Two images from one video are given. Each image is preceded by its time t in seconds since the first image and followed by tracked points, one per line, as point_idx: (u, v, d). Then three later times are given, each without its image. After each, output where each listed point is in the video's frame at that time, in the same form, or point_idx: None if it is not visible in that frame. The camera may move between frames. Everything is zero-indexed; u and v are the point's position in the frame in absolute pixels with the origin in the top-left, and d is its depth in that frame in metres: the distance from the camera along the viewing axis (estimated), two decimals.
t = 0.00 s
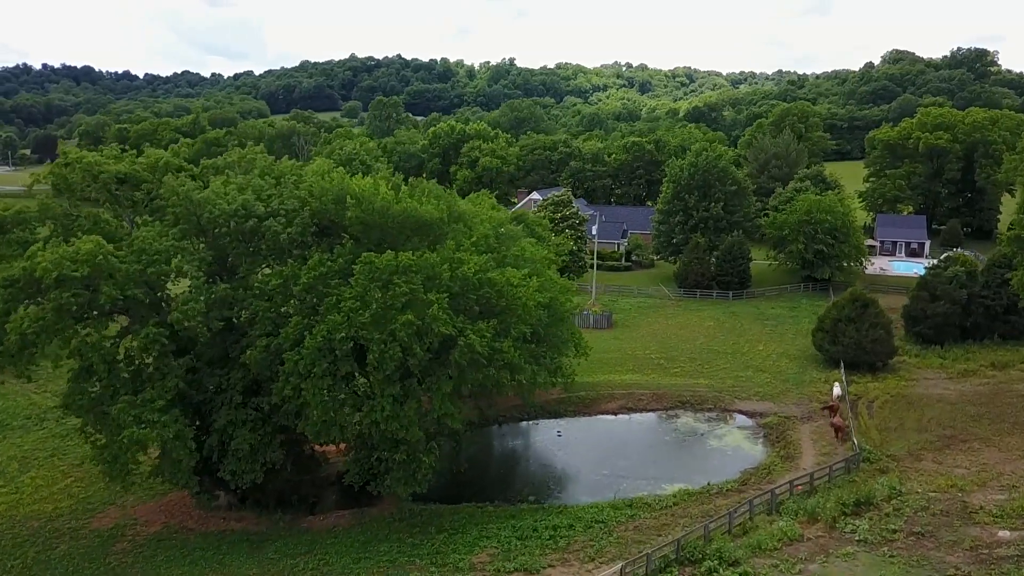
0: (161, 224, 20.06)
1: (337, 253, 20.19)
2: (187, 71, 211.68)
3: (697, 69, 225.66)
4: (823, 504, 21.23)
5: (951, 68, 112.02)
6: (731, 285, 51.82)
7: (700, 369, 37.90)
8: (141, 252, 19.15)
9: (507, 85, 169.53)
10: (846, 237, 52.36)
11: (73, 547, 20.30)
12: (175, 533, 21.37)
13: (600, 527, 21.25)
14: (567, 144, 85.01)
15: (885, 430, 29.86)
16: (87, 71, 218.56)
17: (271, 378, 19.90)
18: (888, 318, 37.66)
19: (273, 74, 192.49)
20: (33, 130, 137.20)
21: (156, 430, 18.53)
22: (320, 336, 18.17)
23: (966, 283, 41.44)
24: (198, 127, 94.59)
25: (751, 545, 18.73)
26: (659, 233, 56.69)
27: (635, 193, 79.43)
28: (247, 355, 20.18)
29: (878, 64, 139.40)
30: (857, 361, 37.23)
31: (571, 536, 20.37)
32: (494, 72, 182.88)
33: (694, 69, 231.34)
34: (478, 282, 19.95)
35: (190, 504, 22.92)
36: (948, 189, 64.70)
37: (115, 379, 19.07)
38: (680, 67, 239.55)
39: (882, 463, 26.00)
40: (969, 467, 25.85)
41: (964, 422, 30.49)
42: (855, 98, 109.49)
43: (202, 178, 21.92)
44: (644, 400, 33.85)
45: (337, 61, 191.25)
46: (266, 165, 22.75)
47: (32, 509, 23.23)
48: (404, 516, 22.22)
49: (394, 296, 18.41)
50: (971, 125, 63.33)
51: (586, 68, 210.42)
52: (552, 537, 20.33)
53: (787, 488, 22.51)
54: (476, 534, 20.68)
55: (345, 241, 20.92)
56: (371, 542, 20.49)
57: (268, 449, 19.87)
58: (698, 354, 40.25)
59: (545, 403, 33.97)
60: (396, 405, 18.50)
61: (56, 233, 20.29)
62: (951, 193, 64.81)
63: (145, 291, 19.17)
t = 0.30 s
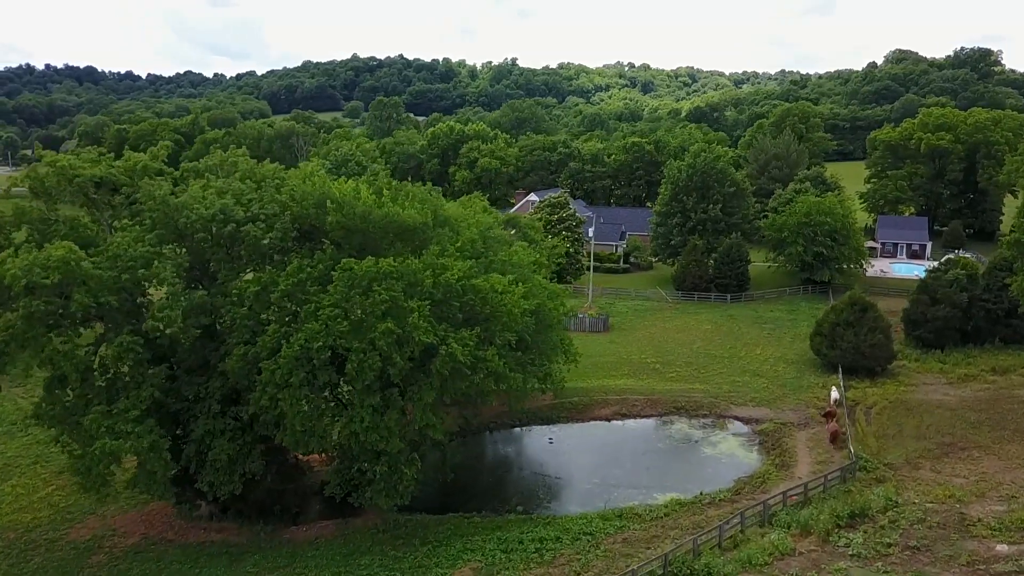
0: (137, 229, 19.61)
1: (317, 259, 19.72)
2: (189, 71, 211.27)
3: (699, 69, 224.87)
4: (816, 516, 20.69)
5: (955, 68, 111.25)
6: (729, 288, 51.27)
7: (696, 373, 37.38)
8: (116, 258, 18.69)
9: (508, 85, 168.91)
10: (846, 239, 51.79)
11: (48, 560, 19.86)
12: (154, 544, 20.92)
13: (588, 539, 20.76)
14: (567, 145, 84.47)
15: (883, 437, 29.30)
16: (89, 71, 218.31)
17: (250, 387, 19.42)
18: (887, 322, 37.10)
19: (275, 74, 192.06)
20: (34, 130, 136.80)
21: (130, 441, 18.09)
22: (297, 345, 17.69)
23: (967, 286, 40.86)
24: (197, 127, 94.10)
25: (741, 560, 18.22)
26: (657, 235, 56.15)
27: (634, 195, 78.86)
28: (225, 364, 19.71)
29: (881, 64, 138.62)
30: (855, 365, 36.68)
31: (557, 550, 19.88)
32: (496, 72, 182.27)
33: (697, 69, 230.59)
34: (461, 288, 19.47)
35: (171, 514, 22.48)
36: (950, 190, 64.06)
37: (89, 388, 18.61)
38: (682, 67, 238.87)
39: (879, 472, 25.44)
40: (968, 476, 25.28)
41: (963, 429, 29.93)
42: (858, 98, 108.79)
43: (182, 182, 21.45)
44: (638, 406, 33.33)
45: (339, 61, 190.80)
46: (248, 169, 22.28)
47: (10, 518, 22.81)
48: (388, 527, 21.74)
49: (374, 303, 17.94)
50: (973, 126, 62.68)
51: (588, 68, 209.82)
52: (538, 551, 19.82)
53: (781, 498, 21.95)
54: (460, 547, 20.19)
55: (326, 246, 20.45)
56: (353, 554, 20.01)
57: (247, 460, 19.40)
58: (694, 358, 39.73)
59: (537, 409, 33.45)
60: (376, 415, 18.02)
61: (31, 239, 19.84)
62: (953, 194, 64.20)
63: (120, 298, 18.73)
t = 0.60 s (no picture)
0: (112, 234, 19.18)
1: (295, 265, 19.25)
2: (193, 71, 210.89)
3: (702, 69, 224.10)
4: (808, 528, 20.16)
5: (958, 68, 110.41)
6: (727, 290, 50.71)
7: (692, 378, 36.86)
8: (89, 264, 18.28)
9: (511, 85, 168.26)
10: (846, 240, 51.18)
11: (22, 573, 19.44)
12: (131, 556, 20.45)
13: (574, 552, 20.26)
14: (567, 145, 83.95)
15: (880, 445, 28.75)
16: (93, 71, 218.11)
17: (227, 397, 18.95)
18: (885, 326, 36.54)
19: (277, 74, 191.63)
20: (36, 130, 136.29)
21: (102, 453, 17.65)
22: (273, 354, 17.23)
23: (968, 289, 40.28)
24: (196, 127, 93.69)
25: None
26: (655, 237, 55.61)
27: (634, 195, 78.33)
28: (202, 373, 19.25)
29: (884, 63, 137.75)
30: (853, 370, 36.12)
31: (542, 564, 19.41)
32: (499, 72, 181.62)
33: (700, 69, 229.78)
34: (442, 295, 18.99)
35: (150, 524, 21.98)
36: (952, 191, 63.42)
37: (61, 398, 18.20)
38: (685, 67, 238.25)
39: (875, 481, 24.91)
40: (967, 486, 24.72)
41: (963, 437, 29.34)
42: (861, 98, 108.08)
43: (160, 186, 21.00)
44: (632, 412, 32.80)
45: (341, 61, 190.35)
46: (228, 171, 21.82)
47: None
48: (370, 538, 21.25)
49: (350, 311, 17.49)
50: (975, 126, 62.00)
51: (591, 68, 209.16)
52: (522, 565, 19.36)
53: (772, 508, 21.45)
54: (443, 560, 19.74)
55: (306, 252, 19.98)
56: (332, 567, 19.55)
57: (224, 470, 18.96)
58: (690, 362, 39.22)
59: (530, 414, 32.93)
60: (353, 426, 17.54)
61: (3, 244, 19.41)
62: (955, 196, 63.55)
63: (93, 305, 18.30)
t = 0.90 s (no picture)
0: (85, 240, 18.72)
1: (272, 271, 18.79)
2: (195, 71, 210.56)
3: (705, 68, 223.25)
4: (800, 542, 19.61)
5: (962, 67, 109.57)
6: (725, 293, 50.14)
7: (687, 383, 36.32)
8: (59, 271, 17.84)
9: (513, 85, 167.55)
10: (846, 242, 50.56)
11: None
12: (106, 568, 19.94)
13: (559, 566, 19.74)
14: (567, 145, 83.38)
15: (877, 452, 28.17)
16: (96, 72, 217.93)
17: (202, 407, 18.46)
18: (884, 330, 35.95)
19: (279, 74, 191.20)
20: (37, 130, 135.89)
21: (72, 465, 17.18)
22: (246, 364, 16.76)
23: (969, 293, 39.67)
24: (195, 127, 93.20)
25: None
26: (653, 238, 55.02)
27: (634, 196, 77.74)
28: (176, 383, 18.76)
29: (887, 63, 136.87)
30: (851, 375, 35.54)
31: None
32: (501, 72, 180.91)
33: (703, 69, 228.90)
34: (423, 302, 18.53)
35: (129, 535, 21.45)
36: (954, 192, 62.76)
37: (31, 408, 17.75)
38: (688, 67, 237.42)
39: (871, 491, 24.33)
40: (965, 497, 24.12)
41: (962, 444, 28.74)
42: (864, 97, 107.33)
43: (137, 190, 20.53)
44: (625, 418, 32.28)
45: (343, 62, 189.82)
46: (207, 174, 21.33)
47: None
48: (351, 551, 20.72)
49: (326, 319, 17.03)
50: (978, 126, 61.30)
51: (594, 68, 208.46)
52: None
53: (764, 520, 20.91)
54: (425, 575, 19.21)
55: (284, 258, 19.52)
56: None
57: (200, 482, 18.46)
58: (686, 366, 38.68)
59: (521, 421, 32.41)
60: (330, 438, 17.02)
61: None
62: (957, 197, 62.88)
63: (63, 313, 17.83)
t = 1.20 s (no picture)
0: (55, 246, 18.22)
1: (248, 278, 18.32)
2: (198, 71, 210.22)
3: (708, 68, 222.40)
4: (791, 558, 19.04)
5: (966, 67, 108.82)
6: (723, 296, 49.62)
7: (682, 388, 35.76)
8: (28, 278, 17.34)
9: (515, 85, 166.86)
10: (845, 244, 49.92)
11: None
12: None
13: None
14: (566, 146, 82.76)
15: (874, 461, 27.59)
16: (98, 72, 217.65)
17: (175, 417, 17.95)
18: (882, 335, 35.36)
19: (281, 74, 190.69)
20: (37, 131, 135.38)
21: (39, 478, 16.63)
22: (218, 375, 16.28)
23: (970, 296, 39.05)
24: (194, 127, 92.69)
25: None
26: (650, 240, 54.38)
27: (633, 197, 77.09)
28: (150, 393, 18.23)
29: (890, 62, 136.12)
30: (849, 381, 34.97)
31: None
32: (503, 72, 180.23)
33: (706, 68, 228.05)
34: (401, 310, 18.07)
35: (105, 547, 20.89)
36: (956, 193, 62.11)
37: None
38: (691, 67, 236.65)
39: (867, 502, 23.76)
40: (963, 508, 23.52)
41: (961, 453, 28.13)
42: (867, 97, 106.61)
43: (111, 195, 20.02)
44: (618, 424, 31.75)
45: (345, 62, 189.34)
46: (184, 177, 20.82)
47: None
48: (331, 564, 20.18)
49: (300, 328, 16.60)
50: (980, 127, 60.68)
51: (596, 68, 207.86)
52: None
53: (755, 532, 20.36)
54: None
55: (260, 264, 19.05)
56: None
57: (173, 494, 17.92)
58: (682, 371, 38.12)
59: (512, 427, 31.89)
60: (304, 450, 16.48)
61: None
62: (959, 198, 62.19)
63: (32, 321, 17.34)
